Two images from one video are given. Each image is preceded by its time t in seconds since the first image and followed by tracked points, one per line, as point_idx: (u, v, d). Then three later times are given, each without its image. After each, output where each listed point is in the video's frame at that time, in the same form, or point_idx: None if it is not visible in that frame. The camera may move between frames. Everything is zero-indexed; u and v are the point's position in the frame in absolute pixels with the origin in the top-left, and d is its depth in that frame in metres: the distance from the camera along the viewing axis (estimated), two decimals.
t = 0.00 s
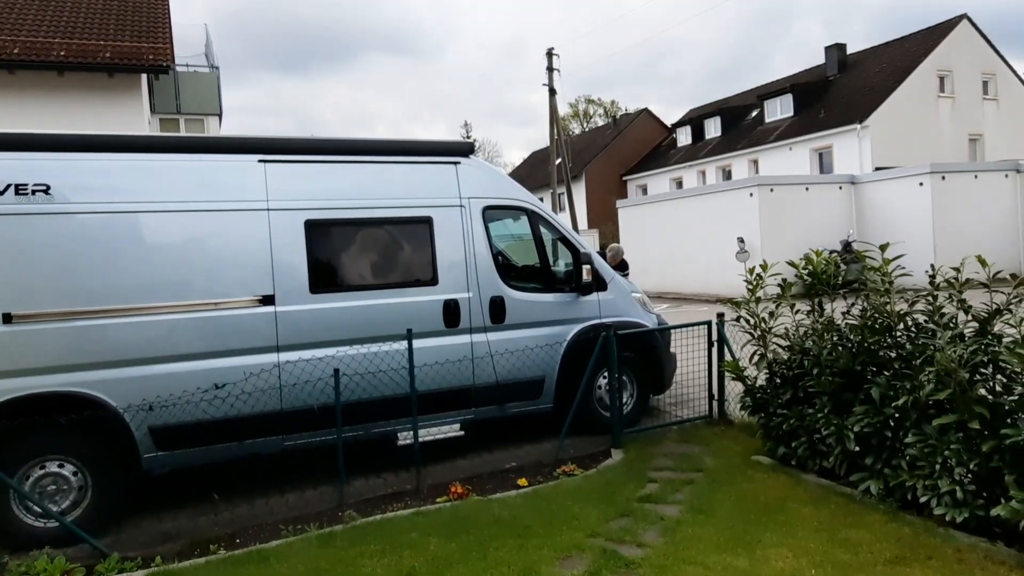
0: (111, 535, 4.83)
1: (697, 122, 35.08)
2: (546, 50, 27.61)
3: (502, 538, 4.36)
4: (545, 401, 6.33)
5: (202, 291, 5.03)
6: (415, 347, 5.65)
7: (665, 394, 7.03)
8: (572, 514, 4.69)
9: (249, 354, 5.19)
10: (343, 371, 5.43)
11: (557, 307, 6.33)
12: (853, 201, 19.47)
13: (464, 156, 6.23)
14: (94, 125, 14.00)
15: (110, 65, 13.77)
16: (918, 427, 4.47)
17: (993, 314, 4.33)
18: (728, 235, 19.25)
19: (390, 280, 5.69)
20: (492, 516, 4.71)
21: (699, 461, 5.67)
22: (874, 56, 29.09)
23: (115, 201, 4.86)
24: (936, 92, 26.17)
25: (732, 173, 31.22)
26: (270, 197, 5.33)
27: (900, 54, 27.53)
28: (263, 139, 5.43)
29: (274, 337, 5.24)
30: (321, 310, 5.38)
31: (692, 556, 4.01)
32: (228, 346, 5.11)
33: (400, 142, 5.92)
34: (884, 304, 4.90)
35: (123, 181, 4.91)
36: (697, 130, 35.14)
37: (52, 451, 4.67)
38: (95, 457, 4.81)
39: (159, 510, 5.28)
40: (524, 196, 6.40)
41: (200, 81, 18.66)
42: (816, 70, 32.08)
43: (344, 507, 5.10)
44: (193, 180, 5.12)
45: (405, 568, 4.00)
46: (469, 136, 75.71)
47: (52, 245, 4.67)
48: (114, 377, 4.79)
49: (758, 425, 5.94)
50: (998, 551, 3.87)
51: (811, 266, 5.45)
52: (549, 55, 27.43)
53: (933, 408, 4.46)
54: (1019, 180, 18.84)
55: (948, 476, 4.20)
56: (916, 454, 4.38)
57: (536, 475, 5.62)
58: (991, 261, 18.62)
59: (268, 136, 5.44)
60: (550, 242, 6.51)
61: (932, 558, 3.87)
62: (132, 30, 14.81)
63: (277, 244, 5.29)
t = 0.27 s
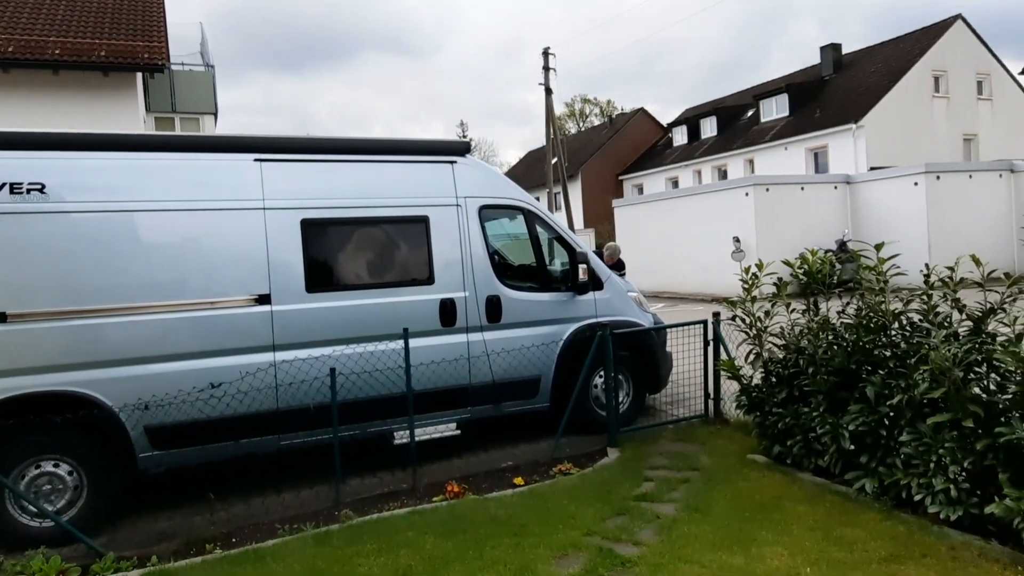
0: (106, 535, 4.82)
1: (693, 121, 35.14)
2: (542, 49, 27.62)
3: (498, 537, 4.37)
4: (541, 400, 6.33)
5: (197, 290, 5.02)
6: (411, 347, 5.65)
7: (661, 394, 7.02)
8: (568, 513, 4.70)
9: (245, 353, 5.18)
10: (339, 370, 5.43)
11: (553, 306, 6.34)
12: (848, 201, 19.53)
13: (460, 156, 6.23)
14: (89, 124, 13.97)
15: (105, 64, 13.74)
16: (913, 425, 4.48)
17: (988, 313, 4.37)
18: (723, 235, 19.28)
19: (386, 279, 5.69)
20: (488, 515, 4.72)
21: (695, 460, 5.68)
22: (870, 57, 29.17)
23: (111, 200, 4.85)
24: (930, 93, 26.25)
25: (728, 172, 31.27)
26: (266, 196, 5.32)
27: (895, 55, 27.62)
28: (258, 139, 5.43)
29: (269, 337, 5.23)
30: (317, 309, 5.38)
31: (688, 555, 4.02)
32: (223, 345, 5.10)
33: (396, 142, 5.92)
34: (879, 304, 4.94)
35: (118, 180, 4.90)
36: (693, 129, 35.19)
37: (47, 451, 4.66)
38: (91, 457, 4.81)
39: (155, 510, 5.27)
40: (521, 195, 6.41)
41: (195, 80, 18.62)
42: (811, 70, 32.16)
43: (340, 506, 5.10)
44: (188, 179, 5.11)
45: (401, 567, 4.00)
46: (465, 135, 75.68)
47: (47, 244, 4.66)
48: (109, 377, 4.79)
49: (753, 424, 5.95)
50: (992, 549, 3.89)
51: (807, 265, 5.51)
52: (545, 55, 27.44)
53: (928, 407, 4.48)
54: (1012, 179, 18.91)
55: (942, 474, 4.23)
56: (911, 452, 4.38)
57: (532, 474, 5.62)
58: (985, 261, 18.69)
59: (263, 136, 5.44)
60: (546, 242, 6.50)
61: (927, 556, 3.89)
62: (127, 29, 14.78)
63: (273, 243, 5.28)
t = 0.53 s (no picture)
0: (104, 535, 4.82)
1: (690, 121, 35.16)
2: (539, 49, 27.62)
3: (496, 536, 4.37)
4: (539, 400, 6.34)
5: (195, 290, 5.02)
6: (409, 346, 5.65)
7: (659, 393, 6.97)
8: (566, 512, 4.71)
9: (242, 353, 5.18)
10: (337, 370, 5.43)
11: (551, 306, 6.34)
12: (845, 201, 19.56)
13: (458, 155, 6.23)
14: (86, 123, 13.95)
15: (101, 63, 13.72)
16: (910, 424, 4.49)
17: (985, 313, 4.36)
18: (721, 235, 19.30)
19: (384, 279, 5.68)
20: (485, 514, 4.72)
21: (692, 459, 5.68)
22: (867, 56, 29.21)
23: (108, 199, 4.84)
24: (927, 92, 26.30)
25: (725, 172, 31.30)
26: (264, 196, 5.32)
27: (892, 55, 27.66)
28: (256, 138, 5.42)
29: (267, 336, 5.23)
30: (315, 309, 5.37)
31: (686, 554, 4.02)
32: (221, 345, 5.10)
33: (394, 141, 5.91)
34: (876, 303, 4.95)
35: (115, 179, 4.89)
36: (691, 129, 35.22)
37: (44, 450, 4.66)
38: (88, 457, 4.80)
39: (152, 509, 5.26)
40: (519, 195, 6.41)
41: (193, 79, 18.59)
42: (809, 70, 32.20)
43: (338, 506, 5.09)
44: (186, 178, 5.10)
45: (400, 566, 4.00)
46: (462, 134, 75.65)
47: (44, 244, 4.65)
48: (106, 376, 4.78)
49: (751, 423, 5.96)
50: (988, 548, 3.90)
51: (804, 265, 5.51)
52: (542, 54, 27.44)
53: (925, 406, 4.48)
54: (1009, 179, 18.96)
55: (939, 473, 4.24)
56: (908, 451, 4.39)
57: (530, 474, 5.63)
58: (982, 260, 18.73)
59: (261, 135, 5.43)
60: (544, 241, 6.50)
61: (924, 555, 3.89)
62: (124, 28, 14.75)
63: (271, 243, 5.28)
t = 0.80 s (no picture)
0: (101, 535, 4.81)
1: (688, 121, 35.19)
2: (537, 49, 27.61)
3: (494, 536, 4.37)
4: (537, 399, 6.34)
5: (192, 290, 5.01)
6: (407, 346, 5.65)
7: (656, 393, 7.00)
8: (564, 512, 4.71)
9: (240, 353, 5.17)
10: (335, 370, 5.42)
11: (549, 306, 6.34)
12: (843, 201, 19.58)
13: (456, 155, 6.23)
14: (84, 122, 13.93)
15: (99, 62, 13.70)
16: (907, 424, 4.50)
17: (982, 313, 4.38)
18: (718, 235, 19.32)
19: (382, 279, 5.68)
20: (483, 514, 4.72)
21: (690, 459, 5.69)
22: (864, 57, 29.26)
23: (105, 199, 4.83)
24: (924, 93, 26.35)
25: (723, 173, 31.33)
26: (262, 196, 5.31)
27: (890, 55, 27.70)
28: (254, 137, 5.41)
29: (265, 336, 5.22)
30: (313, 309, 5.37)
31: (683, 553, 4.03)
32: (218, 345, 5.09)
33: (392, 141, 5.91)
34: (874, 303, 4.95)
35: (112, 179, 4.89)
36: (688, 129, 35.25)
37: (41, 451, 4.65)
38: (85, 457, 4.79)
39: (149, 510, 5.25)
40: (517, 195, 6.41)
41: (190, 78, 18.57)
42: (806, 70, 32.24)
43: (336, 506, 5.09)
44: (183, 178, 5.10)
45: (397, 567, 4.00)
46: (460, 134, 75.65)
47: (41, 243, 4.64)
48: (103, 376, 4.77)
49: (748, 423, 5.97)
50: (985, 548, 3.91)
51: (802, 266, 5.49)
52: (540, 54, 27.45)
53: (922, 406, 4.48)
54: (1006, 180, 19.00)
55: (936, 473, 4.25)
56: (905, 451, 4.40)
57: (527, 474, 5.63)
58: (979, 261, 18.77)
59: (259, 134, 5.42)
60: (542, 241, 6.50)
61: (921, 554, 3.90)
62: (121, 27, 14.73)
63: (269, 243, 5.28)
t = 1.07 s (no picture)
0: (98, 535, 4.81)
1: (686, 121, 35.21)
2: (535, 48, 27.61)
3: (492, 536, 4.38)
4: (535, 399, 6.34)
5: (190, 290, 5.01)
6: (405, 346, 5.65)
7: (654, 393, 7.04)
8: (562, 511, 4.72)
9: (238, 353, 5.17)
10: (333, 370, 5.43)
11: (546, 306, 6.34)
12: (841, 201, 19.61)
13: (454, 155, 6.23)
14: (82, 122, 13.91)
15: (97, 62, 13.69)
16: (904, 424, 4.51)
17: (978, 313, 4.41)
18: (716, 235, 19.34)
19: (379, 278, 5.68)
20: (481, 514, 4.73)
21: (688, 459, 5.70)
22: (862, 57, 29.29)
23: (102, 198, 4.83)
24: (922, 93, 26.38)
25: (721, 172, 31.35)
26: (260, 196, 5.31)
27: (887, 55, 27.75)
28: (251, 137, 5.41)
29: (263, 336, 5.22)
30: (311, 309, 5.37)
31: (681, 553, 4.04)
32: (216, 345, 5.09)
33: (389, 141, 5.91)
34: (870, 303, 4.94)
35: (110, 179, 4.88)
36: (686, 129, 35.28)
37: (39, 450, 4.65)
38: (83, 457, 4.79)
39: (147, 510, 5.25)
40: (514, 195, 6.41)
41: (188, 78, 18.55)
42: (804, 70, 32.27)
43: (334, 506, 5.10)
44: (181, 178, 5.10)
45: (395, 566, 4.00)
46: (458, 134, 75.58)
47: (38, 243, 4.64)
48: (101, 376, 4.77)
49: (745, 423, 5.99)
50: (981, 547, 3.92)
51: (799, 266, 5.48)
52: (538, 54, 27.45)
53: (918, 405, 4.49)
54: (1003, 180, 19.03)
55: (933, 472, 4.26)
56: (902, 451, 4.41)
57: (525, 473, 5.64)
58: (976, 260, 18.81)
59: (256, 134, 5.42)
60: (540, 241, 6.53)
61: (917, 554, 3.92)
62: (119, 27, 14.71)
63: (267, 243, 5.27)
